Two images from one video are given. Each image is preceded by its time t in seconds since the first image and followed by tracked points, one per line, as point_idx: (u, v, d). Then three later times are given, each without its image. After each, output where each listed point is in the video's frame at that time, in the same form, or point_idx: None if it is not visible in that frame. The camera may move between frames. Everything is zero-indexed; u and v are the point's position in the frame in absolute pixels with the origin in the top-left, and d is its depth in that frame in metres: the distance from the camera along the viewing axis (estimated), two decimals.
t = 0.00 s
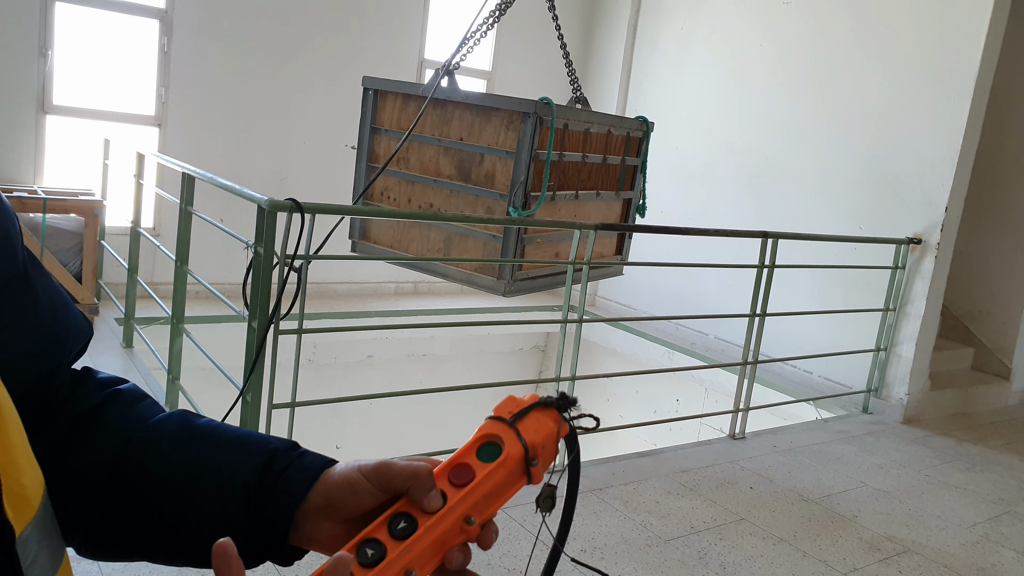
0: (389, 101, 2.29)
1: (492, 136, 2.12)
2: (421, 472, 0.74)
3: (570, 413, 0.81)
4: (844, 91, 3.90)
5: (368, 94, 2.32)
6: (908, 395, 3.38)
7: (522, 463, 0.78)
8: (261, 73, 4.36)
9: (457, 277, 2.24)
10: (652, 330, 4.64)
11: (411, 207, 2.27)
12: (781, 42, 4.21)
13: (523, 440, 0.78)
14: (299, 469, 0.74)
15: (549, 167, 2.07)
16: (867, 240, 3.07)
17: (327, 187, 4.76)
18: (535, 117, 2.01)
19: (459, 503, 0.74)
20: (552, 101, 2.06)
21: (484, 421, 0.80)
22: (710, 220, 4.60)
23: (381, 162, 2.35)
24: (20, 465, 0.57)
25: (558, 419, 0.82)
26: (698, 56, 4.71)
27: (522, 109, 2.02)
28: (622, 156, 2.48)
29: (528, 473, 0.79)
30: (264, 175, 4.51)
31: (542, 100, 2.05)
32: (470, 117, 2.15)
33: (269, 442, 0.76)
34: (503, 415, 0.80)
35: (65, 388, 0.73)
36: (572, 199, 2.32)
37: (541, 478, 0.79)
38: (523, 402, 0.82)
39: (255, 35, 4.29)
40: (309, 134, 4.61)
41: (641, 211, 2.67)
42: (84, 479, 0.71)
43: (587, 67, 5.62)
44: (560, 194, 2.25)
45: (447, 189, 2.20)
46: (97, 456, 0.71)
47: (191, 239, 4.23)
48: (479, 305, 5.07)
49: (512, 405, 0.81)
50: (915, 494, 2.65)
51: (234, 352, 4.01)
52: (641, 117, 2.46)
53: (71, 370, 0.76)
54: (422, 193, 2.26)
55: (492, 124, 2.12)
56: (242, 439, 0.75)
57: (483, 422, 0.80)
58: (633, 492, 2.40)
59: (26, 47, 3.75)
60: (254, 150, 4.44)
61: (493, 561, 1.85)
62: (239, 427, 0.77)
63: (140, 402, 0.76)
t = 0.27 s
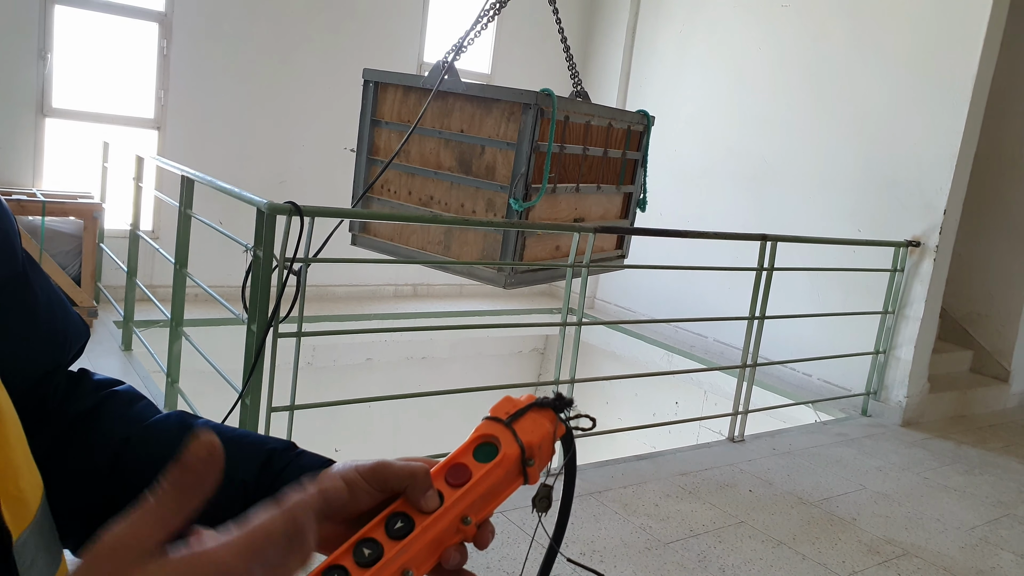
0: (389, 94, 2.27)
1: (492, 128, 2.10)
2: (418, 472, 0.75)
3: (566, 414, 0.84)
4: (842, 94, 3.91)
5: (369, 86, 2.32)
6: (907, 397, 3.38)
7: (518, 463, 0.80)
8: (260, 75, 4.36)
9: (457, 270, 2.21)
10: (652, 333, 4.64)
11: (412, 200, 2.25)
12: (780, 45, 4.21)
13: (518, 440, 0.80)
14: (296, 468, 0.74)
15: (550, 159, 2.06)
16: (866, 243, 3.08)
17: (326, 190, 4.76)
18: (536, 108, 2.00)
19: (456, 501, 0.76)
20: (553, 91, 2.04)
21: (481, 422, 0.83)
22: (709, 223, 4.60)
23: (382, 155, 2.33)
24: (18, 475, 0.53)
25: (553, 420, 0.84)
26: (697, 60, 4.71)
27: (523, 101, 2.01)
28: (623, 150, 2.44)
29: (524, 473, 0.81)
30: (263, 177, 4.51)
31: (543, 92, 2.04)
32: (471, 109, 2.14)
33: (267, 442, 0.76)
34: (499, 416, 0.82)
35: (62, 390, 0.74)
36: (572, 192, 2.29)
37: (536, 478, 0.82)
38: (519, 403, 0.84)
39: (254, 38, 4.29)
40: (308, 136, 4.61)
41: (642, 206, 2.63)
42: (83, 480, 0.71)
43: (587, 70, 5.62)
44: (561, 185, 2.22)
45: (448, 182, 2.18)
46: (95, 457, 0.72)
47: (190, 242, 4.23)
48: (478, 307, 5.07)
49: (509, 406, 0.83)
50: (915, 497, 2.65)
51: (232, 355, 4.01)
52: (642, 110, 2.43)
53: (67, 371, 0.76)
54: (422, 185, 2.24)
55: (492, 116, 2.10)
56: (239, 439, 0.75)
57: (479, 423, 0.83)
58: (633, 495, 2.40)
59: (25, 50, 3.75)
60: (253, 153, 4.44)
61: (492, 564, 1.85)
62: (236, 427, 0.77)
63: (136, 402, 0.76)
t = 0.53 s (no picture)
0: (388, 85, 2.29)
1: (492, 118, 2.12)
2: (410, 475, 0.77)
3: (558, 417, 0.83)
4: (841, 95, 3.91)
5: (368, 78, 2.34)
6: (906, 398, 3.38)
7: (510, 467, 0.79)
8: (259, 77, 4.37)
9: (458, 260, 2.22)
10: (651, 334, 4.64)
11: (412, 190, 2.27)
12: (778, 47, 4.22)
13: (510, 444, 0.80)
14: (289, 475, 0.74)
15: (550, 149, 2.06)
16: (865, 244, 3.08)
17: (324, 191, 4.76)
18: (537, 97, 2.01)
19: (447, 506, 0.75)
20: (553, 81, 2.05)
21: (473, 426, 0.82)
22: (708, 225, 4.60)
23: (381, 146, 2.35)
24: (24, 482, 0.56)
25: (546, 424, 0.84)
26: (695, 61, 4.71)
27: (523, 90, 2.02)
28: (623, 141, 2.45)
29: (517, 477, 0.80)
30: (263, 179, 4.51)
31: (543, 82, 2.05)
32: (470, 99, 2.15)
33: (260, 446, 0.75)
34: (491, 420, 0.82)
35: (56, 397, 0.72)
36: (574, 184, 2.30)
37: (529, 483, 0.81)
38: (512, 408, 0.84)
39: (252, 39, 4.29)
40: (307, 139, 4.62)
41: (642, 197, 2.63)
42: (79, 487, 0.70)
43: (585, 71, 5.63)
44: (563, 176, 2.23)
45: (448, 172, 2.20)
46: (90, 464, 0.71)
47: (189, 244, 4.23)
48: (477, 309, 5.07)
49: (501, 410, 0.83)
50: (914, 498, 2.65)
51: (232, 357, 4.01)
52: (642, 102, 2.44)
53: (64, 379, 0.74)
54: (422, 176, 2.27)
55: (492, 106, 2.12)
56: (233, 444, 0.74)
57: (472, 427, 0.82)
58: (632, 496, 2.40)
59: (23, 52, 3.74)
60: (251, 154, 4.44)
61: (491, 565, 1.85)
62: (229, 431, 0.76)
63: (131, 409, 0.76)
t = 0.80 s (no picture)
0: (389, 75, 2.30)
1: (493, 108, 2.11)
2: (407, 474, 0.77)
3: (555, 414, 0.84)
4: (840, 95, 3.91)
5: (369, 69, 2.34)
6: (905, 399, 3.38)
7: (507, 465, 0.80)
8: (257, 78, 4.36)
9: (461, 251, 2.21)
10: (650, 335, 4.64)
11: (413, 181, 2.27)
12: (777, 47, 4.21)
13: (507, 442, 0.81)
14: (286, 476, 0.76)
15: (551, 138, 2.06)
16: (863, 245, 3.08)
17: (323, 192, 4.76)
18: (537, 86, 2.01)
19: (444, 504, 0.76)
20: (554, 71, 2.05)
21: (471, 425, 0.84)
22: (707, 226, 4.60)
23: (382, 137, 2.35)
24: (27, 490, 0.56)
25: (545, 422, 0.84)
26: (695, 62, 4.71)
27: (524, 79, 2.02)
28: (625, 133, 2.42)
29: (514, 475, 0.81)
30: (261, 180, 4.51)
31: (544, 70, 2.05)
32: (471, 89, 2.15)
33: (257, 449, 0.78)
34: (489, 419, 0.83)
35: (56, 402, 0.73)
36: (575, 175, 2.28)
37: (527, 480, 0.81)
38: (510, 405, 0.85)
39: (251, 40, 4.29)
40: (305, 140, 4.61)
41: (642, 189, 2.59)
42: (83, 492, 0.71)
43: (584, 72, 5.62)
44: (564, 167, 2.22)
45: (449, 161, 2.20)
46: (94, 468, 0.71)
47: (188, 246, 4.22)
48: (476, 310, 5.06)
49: (498, 408, 0.84)
50: (912, 498, 2.66)
51: (231, 358, 4.01)
52: (643, 93, 2.41)
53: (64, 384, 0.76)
54: (422, 166, 2.27)
55: (493, 96, 2.12)
56: (230, 447, 0.76)
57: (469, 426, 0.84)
58: (631, 497, 2.40)
59: (20, 53, 3.73)
60: (250, 156, 4.44)
61: (491, 567, 1.85)
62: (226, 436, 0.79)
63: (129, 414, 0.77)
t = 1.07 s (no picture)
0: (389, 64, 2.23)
1: (494, 97, 2.04)
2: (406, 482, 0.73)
3: (555, 423, 0.84)
4: (839, 97, 3.91)
5: (369, 58, 2.28)
6: (903, 400, 3.39)
7: (507, 473, 0.81)
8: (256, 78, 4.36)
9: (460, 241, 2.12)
10: (649, 335, 4.64)
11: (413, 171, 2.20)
12: (776, 48, 4.22)
13: (507, 450, 0.81)
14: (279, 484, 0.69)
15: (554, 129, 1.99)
16: (862, 245, 3.08)
17: (321, 192, 4.76)
18: (540, 75, 1.94)
19: (443, 513, 0.75)
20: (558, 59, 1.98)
21: (470, 433, 0.84)
22: (706, 226, 4.61)
23: (382, 127, 2.29)
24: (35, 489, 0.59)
25: (544, 431, 0.85)
26: (694, 62, 4.71)
27: (527, 69, 1.96)
28: (626, 125, 2.35)
29: (513, 484, 0.82)
30: (260, 180, 4.51)
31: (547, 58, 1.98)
32: (472, 77, 2.09)
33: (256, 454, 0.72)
34: (489, 427, 0.84)
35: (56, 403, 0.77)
36: (578, 166, 2.21)
37: (526, 489, 0.82)
38: (509, 414, 0.86)
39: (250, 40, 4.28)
40: (304, 140, 4.61)
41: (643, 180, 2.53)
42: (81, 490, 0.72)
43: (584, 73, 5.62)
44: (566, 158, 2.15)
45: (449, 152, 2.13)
46: (90, 466, 0.73)
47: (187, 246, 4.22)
48: (475, 310, 5.06)
49: (498, 417, 0.86)
50: (911, 499, 2.66)
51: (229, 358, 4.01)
52: (644, 85, 2.36)
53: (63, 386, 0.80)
54: (422, 156, 2.20)
55: (495, 84, 2.04)
56: (228, 452, 0.72)
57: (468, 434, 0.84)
58: (630, 498, 2.40)
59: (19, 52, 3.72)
60: (249, 156, 4.43)
61: (490, 568, 1.84)
62: (229, 440, 0.74)
63: (130, 415, 0.77)
